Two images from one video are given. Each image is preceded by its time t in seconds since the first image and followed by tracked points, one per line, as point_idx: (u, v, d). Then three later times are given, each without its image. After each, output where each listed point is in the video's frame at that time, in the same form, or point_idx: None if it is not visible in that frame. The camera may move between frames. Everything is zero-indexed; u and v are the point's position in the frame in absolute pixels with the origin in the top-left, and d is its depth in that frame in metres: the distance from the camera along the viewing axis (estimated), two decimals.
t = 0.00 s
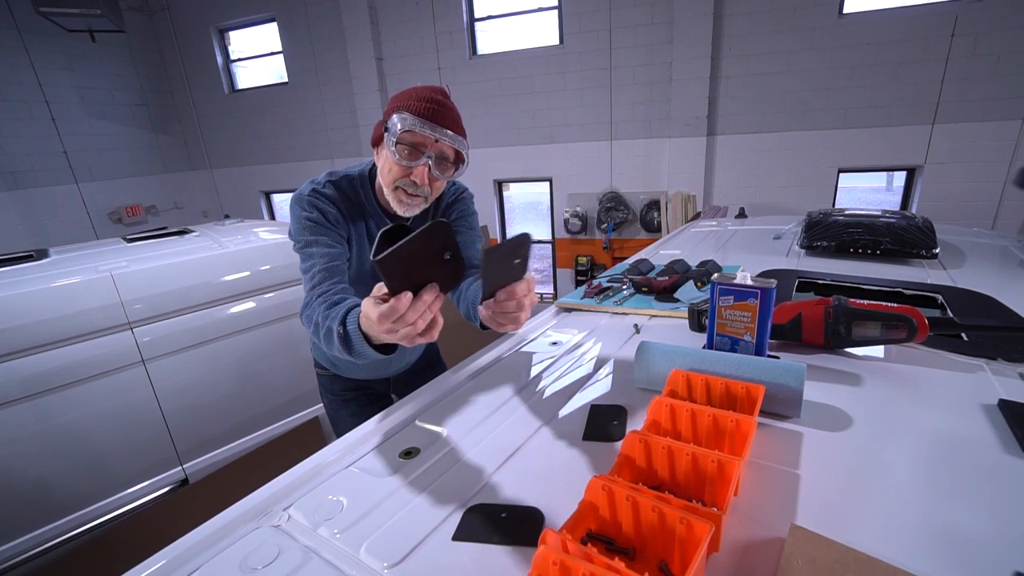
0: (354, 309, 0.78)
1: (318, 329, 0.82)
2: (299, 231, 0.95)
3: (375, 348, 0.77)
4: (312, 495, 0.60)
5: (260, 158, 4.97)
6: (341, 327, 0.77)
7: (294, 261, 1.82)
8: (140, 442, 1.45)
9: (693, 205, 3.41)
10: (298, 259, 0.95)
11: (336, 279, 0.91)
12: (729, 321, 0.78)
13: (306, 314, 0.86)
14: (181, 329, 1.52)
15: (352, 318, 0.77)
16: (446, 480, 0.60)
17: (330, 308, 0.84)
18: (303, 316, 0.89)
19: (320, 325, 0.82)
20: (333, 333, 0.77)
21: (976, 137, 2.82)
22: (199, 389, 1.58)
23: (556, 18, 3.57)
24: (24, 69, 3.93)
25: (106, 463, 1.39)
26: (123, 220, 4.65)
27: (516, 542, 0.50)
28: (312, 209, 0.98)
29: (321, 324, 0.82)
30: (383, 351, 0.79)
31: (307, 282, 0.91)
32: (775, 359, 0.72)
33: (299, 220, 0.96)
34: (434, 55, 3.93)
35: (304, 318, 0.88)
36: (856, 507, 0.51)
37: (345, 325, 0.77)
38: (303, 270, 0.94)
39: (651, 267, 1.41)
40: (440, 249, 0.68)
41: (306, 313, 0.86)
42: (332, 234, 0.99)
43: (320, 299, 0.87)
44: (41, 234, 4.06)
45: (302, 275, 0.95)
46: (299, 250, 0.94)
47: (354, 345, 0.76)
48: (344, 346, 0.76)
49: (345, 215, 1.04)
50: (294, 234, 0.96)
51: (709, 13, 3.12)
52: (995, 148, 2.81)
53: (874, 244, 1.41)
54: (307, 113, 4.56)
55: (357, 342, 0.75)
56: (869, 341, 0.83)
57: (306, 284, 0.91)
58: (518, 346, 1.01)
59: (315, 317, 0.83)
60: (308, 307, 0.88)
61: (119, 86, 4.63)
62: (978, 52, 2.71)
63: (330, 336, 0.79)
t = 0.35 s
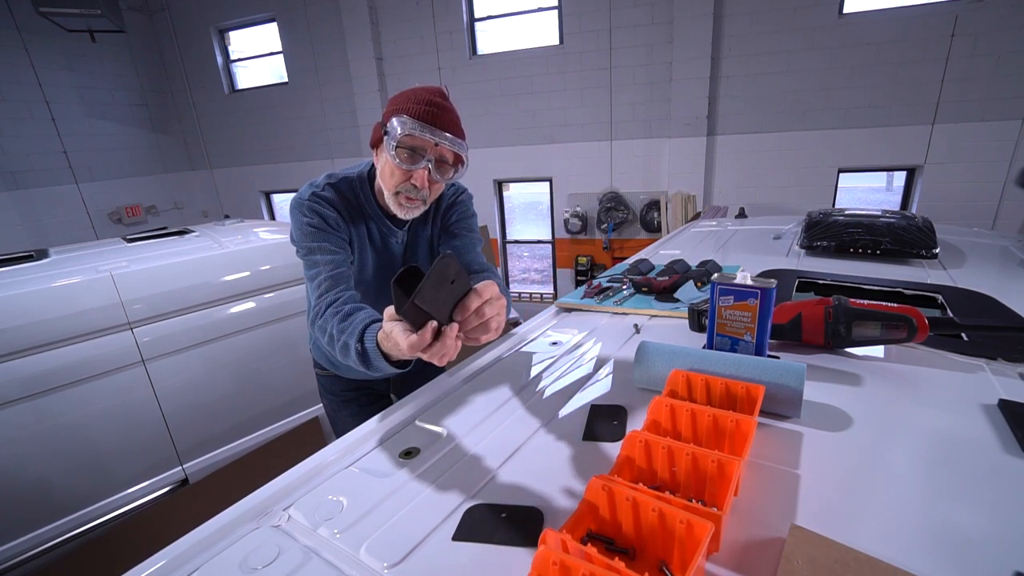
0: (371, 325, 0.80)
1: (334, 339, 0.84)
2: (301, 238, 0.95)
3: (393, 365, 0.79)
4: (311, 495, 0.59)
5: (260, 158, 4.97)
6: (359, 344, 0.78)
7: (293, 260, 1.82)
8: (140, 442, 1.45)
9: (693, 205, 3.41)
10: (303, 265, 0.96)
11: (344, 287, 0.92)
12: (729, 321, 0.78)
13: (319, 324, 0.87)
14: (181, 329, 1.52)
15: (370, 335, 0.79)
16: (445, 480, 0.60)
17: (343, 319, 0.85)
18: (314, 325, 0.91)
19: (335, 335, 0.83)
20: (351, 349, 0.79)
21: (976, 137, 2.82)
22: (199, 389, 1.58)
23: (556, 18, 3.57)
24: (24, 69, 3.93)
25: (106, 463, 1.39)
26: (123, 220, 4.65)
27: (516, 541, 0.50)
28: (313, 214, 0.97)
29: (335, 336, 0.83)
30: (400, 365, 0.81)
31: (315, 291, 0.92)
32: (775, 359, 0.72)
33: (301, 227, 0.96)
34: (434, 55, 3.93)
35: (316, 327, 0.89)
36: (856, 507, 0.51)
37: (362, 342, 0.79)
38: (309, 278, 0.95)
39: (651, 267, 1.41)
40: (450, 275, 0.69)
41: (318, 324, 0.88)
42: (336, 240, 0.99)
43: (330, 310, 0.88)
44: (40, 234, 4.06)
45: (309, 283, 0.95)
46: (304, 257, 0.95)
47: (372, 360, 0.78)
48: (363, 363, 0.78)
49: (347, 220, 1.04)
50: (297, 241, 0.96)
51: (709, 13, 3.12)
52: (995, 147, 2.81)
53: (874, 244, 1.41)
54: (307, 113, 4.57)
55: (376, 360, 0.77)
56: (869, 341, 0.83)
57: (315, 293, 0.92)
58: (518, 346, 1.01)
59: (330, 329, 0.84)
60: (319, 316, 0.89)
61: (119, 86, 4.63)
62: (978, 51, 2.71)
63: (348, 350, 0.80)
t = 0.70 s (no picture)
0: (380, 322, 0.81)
1: (338, 343, 0.84)
2: (300, 241, 0.95)
3: (402, 358, 0.79)
4: (311, 495, 0.60)
5: (260, 158, 4.97)
6: (369, 340, 0.79)
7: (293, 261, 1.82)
8: (140, 442, 1.45)
9: (693, 205, 3.42)
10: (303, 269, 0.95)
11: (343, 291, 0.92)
12: (729, 321, 0.78)
13: (322, 329, 0.87)
14: (181, 329, 1.52)
15: (379, 331, 0.79)
16: (445, 480, 0.60)
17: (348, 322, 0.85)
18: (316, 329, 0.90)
19: (339, 339, 0.83)
20: (360, 347, 0.79)
21: (975, 137, 2.82)
22: (199, 389, 1.58)
23: (556, 18, 3.57)
24: (24, 69, 3.93)
25: (106, 462, 1.39)
26: (123, 220, 4.65)
27: (516, 541, 0.50)
28: (311, 217, 0.96)
29: (340, 339, 0.84)
30: (409, 360, 0.81)
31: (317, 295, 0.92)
32: (775, 359, 0.72)
33: (299, 231, 0.95)
34: (434, 55, 3.93)
35: (319, 332, 0.89)
36: (856, 507, 0.51)
37: (371, 337, 0.79)
38: (309, 282, 0.95)
39: (651, 267, 1.41)
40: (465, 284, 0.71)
41: (321, 329, 0.88)
42: (335, 243, 0.99)
43: (333, 314, 0.88)
44: (40, 234, 4.05)
45: (309, 286, 0.95)
46: (303, 261, 0.94)
47: (382, 357, 0.78)
48: (372, 360, 0.78)
49: (346, 221, 1.03)
50: (296, 245, 0.95)
51: (709, 13, 3.12)
52: (996, 147, 2.81)
53: (874, 244, 1.41)
54: (307, 113, 4.57)
55: (386, 354, 0.77)
56: (869, 341, 0.83)
57: (317, 297, 0.92)
58: (518, 346, 1.01)
59: (335, 333, 0.84)
60: (321, 321, 0.89)
61: (119, 86, 4.63)
62: (978, 51, 2.71)
63: (356, 350, 0.81)
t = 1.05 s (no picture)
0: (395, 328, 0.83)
1: (351, 350, 0.86)
2: (306, 247, 0.95)
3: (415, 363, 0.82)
4: (311, 495, 0.59)
5: (260, 158, 4.97)
6: (382, 347, 0.82)
7: (293, 260, 1.82)
8: (141, 442, 1.45)
9: (693, 205, 3.42)
10: (308, 272, 0.96)
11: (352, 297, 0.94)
12: (729, 321, 0.78)
13: (333, 337, 0.89)
14: (181, 329, 1.52)
15: (393, 337, 0.82)
16: (446, 480, 0.60)
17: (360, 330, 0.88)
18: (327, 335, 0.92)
19: (352, 345, 0.85)
20: (373, 353, 0.82)
21: (975, 137, 2.83)
22: (199, 389, 1.58)
23: (556, 18, 3.57)
24: (24, 69, 3.93)
25: (106, 462, 1.39)
26: (123, 220, 4.66)
27: (516, 542, 0.50)
28: (315, 219, 0.96)
29: (353, 347, 0.86)
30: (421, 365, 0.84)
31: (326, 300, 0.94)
32: (775, 359, 0.72)
33: (306, 235, 0.95)
34: (434, 55, 3.93)
35: (330, 337, 0.90)
36: (856, 507, 0.51)
37: (386, 342, 0.82)
38: (317, 285, 0.96)
39: (651, 267, 1.41)
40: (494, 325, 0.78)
41: (333, 337, 0.90)
42: (342, 245, 0.99)
43: (345, 321, 0.90)
44: (40, 234, 4.05)
45: (316, 290, 0.96)
46: (311, 266, 0.95)
47: (395, 361, 0.81)
48: (387, 365, 0.82)
49: (351, 219, 1.03)
50: (303, 250, 0.96)
51: (709, 13, 3.12)
52: (996, 147, 2.81)
53: (874, 244, 1.41)
54: (307, 113, 4.57)
55: (400, 359, 0.81)
56: (869, 341, 0.83)
57: (327, 303, 0.94)
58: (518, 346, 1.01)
59: (347, 341, 0.86)
60: (331, 327, 0.90)
61: (119, 86, 4.63)
62: (978, 51, 2.71)
63: (368, 356, 0.83)
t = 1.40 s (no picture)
0: (434, 326, 0.89)
1: (391, 346, 0.91)
2: (331, 250, 0.95)
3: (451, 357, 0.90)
4: (311, 495, 0.60)
5: (260, 158, 4.97)
6: (425, 344, 0.88)
7: (293, 260, 1.82)
8: (141, 442, 1.45)
9: (693, 205, 3.42)
10: (334, 272, 0.96)
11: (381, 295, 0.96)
12: (729, 321, 0.78)
13: (369, 336, 0.93)
14: (181, 329, 1.52)
15: (435, 335, 0.88)
16: (446, 479, 0.60)
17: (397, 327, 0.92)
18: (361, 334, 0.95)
19: (392, 343, 0.91)
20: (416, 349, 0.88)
21: (975, 137, 2.83)
22: (199, 389, 1.58)
23: (556, 18, 3.57)
24: (24, 69, 3.93)
25: (107, 462, 1.39)
26: (123, 220, 4.66)
27: (516, 542, 0.50)
28: (337, 222, 0.95)
29: (392, 343, 0.91)
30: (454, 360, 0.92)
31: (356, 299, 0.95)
32: (776, 359, 0.72)
33: (330, 239, 0.95)
34: (434, 55, 3.93)
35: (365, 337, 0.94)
36: (856, 507, 0.51)
37: (428, 340, 0.88)
38: (344, 285, 0.96)
39: (651, 267, 1.41)
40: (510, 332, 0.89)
41: (369, 334, 0.93)
42: (365, 242, 0.99)
43: (380, 319, 0.93)
44: (40, 234, 4.05)
45: (343, 289, 0.96)
46: (337, 269, 0.96)
47: (437, 355, 0.89)
48: (429, 359, 0.89)
49: (372, 215, 1.02)
50: (328, 253, 0.96)
51: (709, 13, 3.12)
52: (996, 147, 2.81)
53: (874, 244, 1.41)
54: (307, 113, 4.57)
55: (439, 354, 0.88)
56: (870, 341, 0.83)
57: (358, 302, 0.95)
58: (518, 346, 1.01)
59: (386, 338, 0.91)
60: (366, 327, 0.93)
61: (119, 86, 4.63)
62: (978, 51, 2.71)
63: (410, 351, 0.89)
